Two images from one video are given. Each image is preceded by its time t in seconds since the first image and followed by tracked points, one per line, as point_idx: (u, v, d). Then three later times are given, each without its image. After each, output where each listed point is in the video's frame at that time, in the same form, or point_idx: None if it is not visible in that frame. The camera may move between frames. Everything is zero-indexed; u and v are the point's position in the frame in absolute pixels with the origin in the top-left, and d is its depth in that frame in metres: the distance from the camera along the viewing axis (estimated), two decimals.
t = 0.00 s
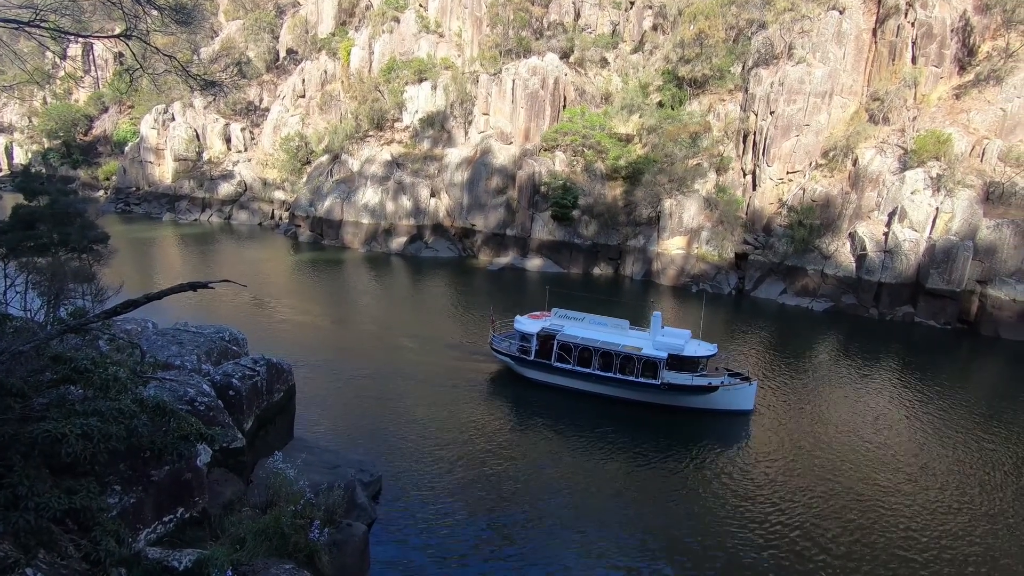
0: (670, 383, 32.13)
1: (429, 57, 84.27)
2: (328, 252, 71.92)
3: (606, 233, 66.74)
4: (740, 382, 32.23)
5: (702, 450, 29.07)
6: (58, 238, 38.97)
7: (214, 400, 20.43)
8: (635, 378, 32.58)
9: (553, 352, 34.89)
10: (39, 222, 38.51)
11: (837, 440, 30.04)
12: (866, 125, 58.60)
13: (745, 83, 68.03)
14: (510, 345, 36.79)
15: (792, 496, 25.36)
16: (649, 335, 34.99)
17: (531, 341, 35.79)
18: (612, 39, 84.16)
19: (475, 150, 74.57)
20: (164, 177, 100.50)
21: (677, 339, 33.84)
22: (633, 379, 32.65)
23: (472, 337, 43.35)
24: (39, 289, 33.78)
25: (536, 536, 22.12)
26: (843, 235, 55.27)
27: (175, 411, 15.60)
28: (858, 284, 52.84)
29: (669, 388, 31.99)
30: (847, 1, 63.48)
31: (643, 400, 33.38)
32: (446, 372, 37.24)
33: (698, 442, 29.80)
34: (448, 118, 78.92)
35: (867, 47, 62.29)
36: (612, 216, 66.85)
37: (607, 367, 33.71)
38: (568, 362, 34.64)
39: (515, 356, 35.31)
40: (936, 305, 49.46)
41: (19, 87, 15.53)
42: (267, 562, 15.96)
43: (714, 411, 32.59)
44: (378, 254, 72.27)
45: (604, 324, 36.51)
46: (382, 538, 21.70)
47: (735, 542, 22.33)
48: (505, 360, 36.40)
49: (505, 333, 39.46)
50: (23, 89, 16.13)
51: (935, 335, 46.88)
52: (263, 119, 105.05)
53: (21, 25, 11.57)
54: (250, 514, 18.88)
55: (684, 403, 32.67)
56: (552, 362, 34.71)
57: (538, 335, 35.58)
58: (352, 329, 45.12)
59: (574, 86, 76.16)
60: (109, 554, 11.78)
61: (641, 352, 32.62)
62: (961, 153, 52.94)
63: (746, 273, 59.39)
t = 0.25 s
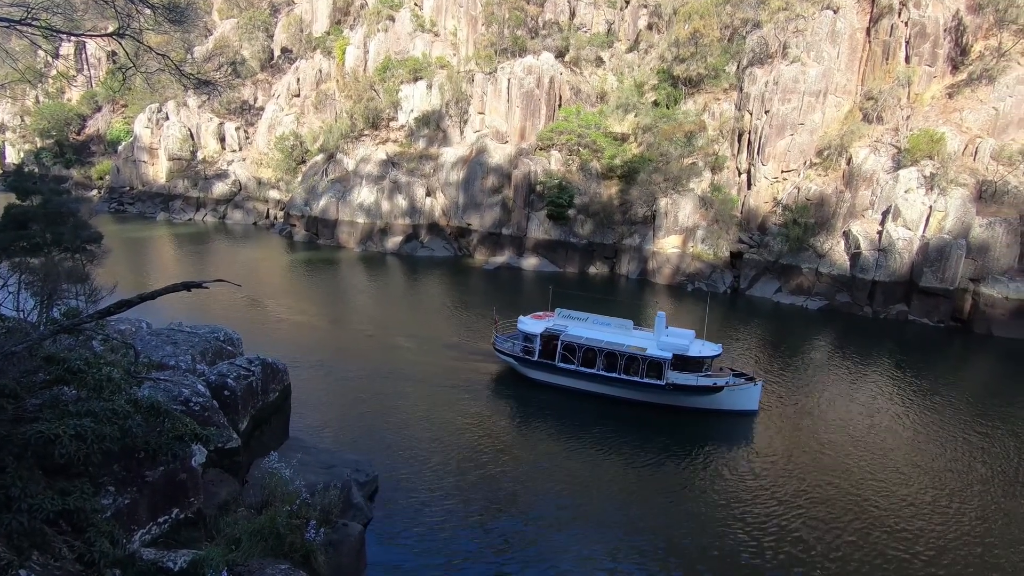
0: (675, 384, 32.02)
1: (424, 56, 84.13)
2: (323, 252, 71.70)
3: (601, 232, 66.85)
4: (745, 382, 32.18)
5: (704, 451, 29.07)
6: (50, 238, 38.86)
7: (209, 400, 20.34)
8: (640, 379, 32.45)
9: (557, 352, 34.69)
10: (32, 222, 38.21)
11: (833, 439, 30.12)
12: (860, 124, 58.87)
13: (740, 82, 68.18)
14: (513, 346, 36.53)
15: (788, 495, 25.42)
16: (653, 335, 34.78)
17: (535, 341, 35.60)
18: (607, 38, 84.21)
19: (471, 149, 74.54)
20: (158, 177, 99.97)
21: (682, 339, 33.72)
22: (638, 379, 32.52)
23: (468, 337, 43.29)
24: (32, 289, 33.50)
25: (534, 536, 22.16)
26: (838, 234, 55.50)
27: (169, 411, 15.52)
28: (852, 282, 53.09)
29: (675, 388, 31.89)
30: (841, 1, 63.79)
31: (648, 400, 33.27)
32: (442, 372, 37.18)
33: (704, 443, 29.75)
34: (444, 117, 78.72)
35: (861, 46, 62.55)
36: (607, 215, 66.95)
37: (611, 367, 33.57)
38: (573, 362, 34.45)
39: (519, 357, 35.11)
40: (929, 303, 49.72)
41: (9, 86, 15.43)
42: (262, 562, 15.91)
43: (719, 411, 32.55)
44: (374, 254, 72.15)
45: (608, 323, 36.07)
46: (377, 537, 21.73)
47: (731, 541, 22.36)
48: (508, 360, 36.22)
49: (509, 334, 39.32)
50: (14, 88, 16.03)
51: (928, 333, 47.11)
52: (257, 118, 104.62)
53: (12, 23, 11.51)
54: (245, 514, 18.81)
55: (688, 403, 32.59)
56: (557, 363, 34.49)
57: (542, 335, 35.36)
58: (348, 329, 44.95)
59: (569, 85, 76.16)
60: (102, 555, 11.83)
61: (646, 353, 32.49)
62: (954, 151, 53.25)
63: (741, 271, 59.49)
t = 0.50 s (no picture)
0: (679, 384, 31.98)
1: (418, 54, 83.89)
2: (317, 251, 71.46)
3: (596, 231, 66.98)
4: (748, 382, 32.20)
5: (707, 451, 29.06)
6: (41, 238, 38.43)
7: (203, 400, 20.33)
8: (644, 379, 32.34)
9: (560, 353, 34.46)
10: (22, 221, 37.58)
11: (828, 437, 30.26)
12: (852, 123, 59.16)
13: (734, 81, 68.36)
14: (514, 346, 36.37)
15: (784, 494, 25.53)
16: (656, 335, 34.73)
17: (537, 342, 35.34)
18: (601, 37, 84.24)
19: (465, 148, 74.46)
20: (150, 176, 99.30)
21: (685, 339, 33.65)
22: (641, 379, 32.41)
23: (463, 336, 43.29)
24: (22, 290, 32.86)
25: (530, 535, 22.19)
26: (830, 232, 55.82)
27: (162, 412, 15.41)
28: (845, 281, 53.44)
29: (678, 388, 31.85)
30: (834, 0, 64.08)
31: (651, 401, 33.21)
32: (438, 371, 37.15)
33: (707, 443, 29.72)
34: (438, 116, 78.45)
35: (853, 46, 62.88)
36: (602, 214, 67.09)
37: (614, 367, 33.41)
38: (576, 363, 34.25)
39: (521, 357, 34.96)
40: (921, 301, 50.23)
41: None
42: (256, 563, 15.88)
43: (722, 411, 32.54)
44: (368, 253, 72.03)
45: (610, 324, 35.96)
46: (373, 536, 21.77)
47: (727, 541, 22.39)
48: (510, 360, 36.02)
49: (510, 333, 39.16)
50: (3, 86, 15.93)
51: (920, 331, 47.58)
52: (250, 117, 104.01)
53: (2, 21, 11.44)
54: (239, 515, 18.75)
55: (692, 403, 32.56)
56: (559, 363, 34.34)
57: (544, 335, 35.08)
58: (343, 329, 44.79)
59: (563, 84, 76.13)
60: (94, 557, 11.81)
61: (649, 353, 32.38)
62: (945, 150, 53.64)
63: (735, 270, 59.76)
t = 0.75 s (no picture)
0: (680, 384, 31.93)
1: (410, 53, 83.63)
2: (308, 250, 71.07)
3: (588, 230, 67.12)
4: (750, 381, 32.16)
5: (707, 451, 29.09)
6: (28, 238, 38.24)
7: (193, 401, 20.21)
8: (645, 379, 32.29)
9: (561, 353, 34.38)
10: (9, 221, 37.29)
11: (821, 436, 30.38)
12: (842, 122, 59.60)
13: (724, 81, 68.68)
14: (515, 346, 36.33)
15: (776, 493, 25.65)
16: (657, 335, 34.66)
17: (537, 342, 35.25)
18: (593, 36, 84.35)
19: (457, 147, 74.34)
20: (139, 175, 98.38)
21: (686, 339, 33.54)
22: (643, 379, 32.36)
23: (456, 335, 43.21)
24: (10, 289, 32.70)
25: (523, 535, 22.25)
26: (820, 231, 56.23)
27: (152, 413, 15.29)
28: (835, 279, 53.83)
29: (680, 388, 31.83)
30: (823, 1, 64.59)
31: (652, 400, 33.18)
32: (431, 371, 37.07)
33: (708, 444, 29.74)
34: (430, 114, 78.31)
35: (842, 45, 63.35)
36: (594, 213, 67.19)
37: (615, 368, 33.33)
38: (577, 363, 34.18)
39: (522, 358, 34.93)
40: (909, 299, 50.61)
41: None
42: (248, 563, 15.82)
43: (724, 411, 32.51)
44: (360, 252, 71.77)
45: (611, 323, 35.89)
46: (366, 535, 21.79)
47: (719, 541, 22.47)
48: (511, 361, 35.97)
49: (511, 333, 39.16)
50: None
51: (909, 328, 48.02)
52: (241, 116, 103.22)
53: None
54: (231, 515, 18.65)
55: (693, 403, 32.51)
56: (560, 363, 34.30)
57: (545, 335, 34.98)
58: (335, 329, 44.54)
59: (555, 82, 76.14)
60: (83, 559, 11.75)
61: (650, 353, 32.31)
62: (933, 149, 54.21)
63: (726, 268, 60.05)
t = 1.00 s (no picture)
0: (679, 383, 32.00)
1: (398, 51, 83.25)
2: (296, 250, 70.54)
3: (577, 229, 67.27)
4: (747, 380, 32.32)
5: (704, 450, 29.17)
6: (9, 238, 37.74)
7: (179, 402, 20.03)
8: (644, 379, 32.34)
9: (559, 353, 34.34)
10: None
11: (810, 434, 30.63)
12: (827, 122, 60.20)
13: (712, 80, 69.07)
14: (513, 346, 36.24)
15: (765, 490, 25.88)
16: (654, 334, 34.65)
17: (535, 342, 35.20)
18: (581, 35, 84.53)
19: (446, 146, 74.17)
20: (123, 174, 97.13)
21: (684, 338, 33.56)
22: (641, 379, 32.40)
23: (445, 335, 43.14)
24: None
25: (514, 533, 22.32)
26: (807, 229, 56.80)
27: (137, 414, 15.01)
28: (821, 276, 54.41)
29: (678, 387, 31.90)
30: (809, 1, 65.22)
31: (650, 400, 33.23)
32: (421, 371, 36.97)
33: (705, 442, 29.82)
34: (418, 113, 77.89)
35: (828, 45, 64.01)
36: (583, 212, 67.31)
37: (614, 368, 33.35)
38: (575, 363, 34.17)
39: (519, 358, 34.85)
40: (894, 296, 51.22)
41: None
42: (236, 565, 15.69)
43: (721, 410, 32.61)
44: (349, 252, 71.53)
45: (608, 323, 35.85)
46: (355, 535, 21.74)
47: (708, 537, 22.69)
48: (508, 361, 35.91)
49: (508, 333, 39.09)
50: None
51: (893, 325, 48.69)
52: (227, 114, 102.16)
53: None
54: (219, 517, 18.48)
55: (692, 402, 32.61)
56: (558, 363, 34.28)
57: (542, 335, 34.94)
58: (324, 329, 44.22)
59: (544, 81, 76.15)
60: (67, 563, 11.61)
61: (649, 353, 32.34)
62: (917, 148, 54.96)
63: (714, 266, 60.49)
